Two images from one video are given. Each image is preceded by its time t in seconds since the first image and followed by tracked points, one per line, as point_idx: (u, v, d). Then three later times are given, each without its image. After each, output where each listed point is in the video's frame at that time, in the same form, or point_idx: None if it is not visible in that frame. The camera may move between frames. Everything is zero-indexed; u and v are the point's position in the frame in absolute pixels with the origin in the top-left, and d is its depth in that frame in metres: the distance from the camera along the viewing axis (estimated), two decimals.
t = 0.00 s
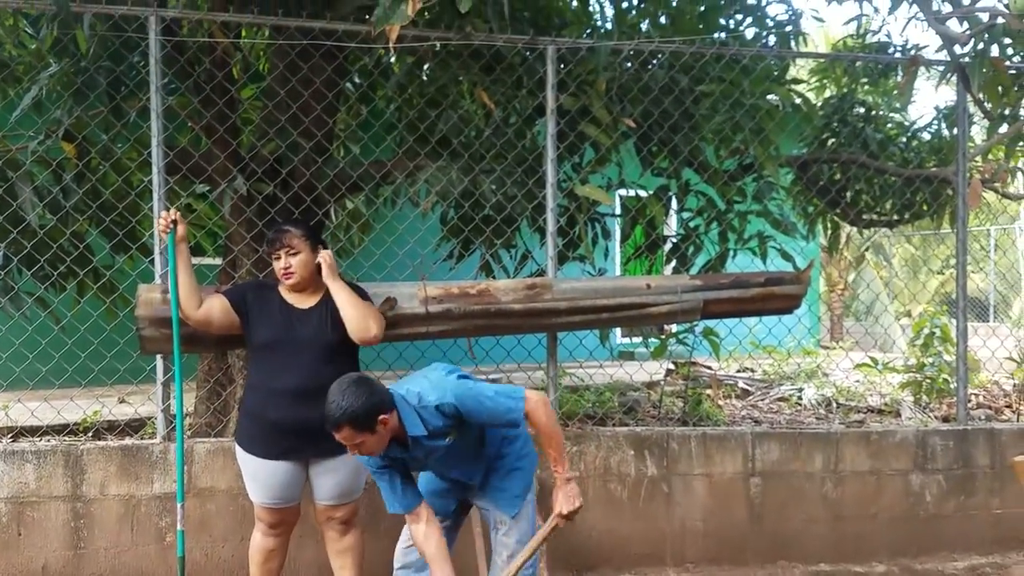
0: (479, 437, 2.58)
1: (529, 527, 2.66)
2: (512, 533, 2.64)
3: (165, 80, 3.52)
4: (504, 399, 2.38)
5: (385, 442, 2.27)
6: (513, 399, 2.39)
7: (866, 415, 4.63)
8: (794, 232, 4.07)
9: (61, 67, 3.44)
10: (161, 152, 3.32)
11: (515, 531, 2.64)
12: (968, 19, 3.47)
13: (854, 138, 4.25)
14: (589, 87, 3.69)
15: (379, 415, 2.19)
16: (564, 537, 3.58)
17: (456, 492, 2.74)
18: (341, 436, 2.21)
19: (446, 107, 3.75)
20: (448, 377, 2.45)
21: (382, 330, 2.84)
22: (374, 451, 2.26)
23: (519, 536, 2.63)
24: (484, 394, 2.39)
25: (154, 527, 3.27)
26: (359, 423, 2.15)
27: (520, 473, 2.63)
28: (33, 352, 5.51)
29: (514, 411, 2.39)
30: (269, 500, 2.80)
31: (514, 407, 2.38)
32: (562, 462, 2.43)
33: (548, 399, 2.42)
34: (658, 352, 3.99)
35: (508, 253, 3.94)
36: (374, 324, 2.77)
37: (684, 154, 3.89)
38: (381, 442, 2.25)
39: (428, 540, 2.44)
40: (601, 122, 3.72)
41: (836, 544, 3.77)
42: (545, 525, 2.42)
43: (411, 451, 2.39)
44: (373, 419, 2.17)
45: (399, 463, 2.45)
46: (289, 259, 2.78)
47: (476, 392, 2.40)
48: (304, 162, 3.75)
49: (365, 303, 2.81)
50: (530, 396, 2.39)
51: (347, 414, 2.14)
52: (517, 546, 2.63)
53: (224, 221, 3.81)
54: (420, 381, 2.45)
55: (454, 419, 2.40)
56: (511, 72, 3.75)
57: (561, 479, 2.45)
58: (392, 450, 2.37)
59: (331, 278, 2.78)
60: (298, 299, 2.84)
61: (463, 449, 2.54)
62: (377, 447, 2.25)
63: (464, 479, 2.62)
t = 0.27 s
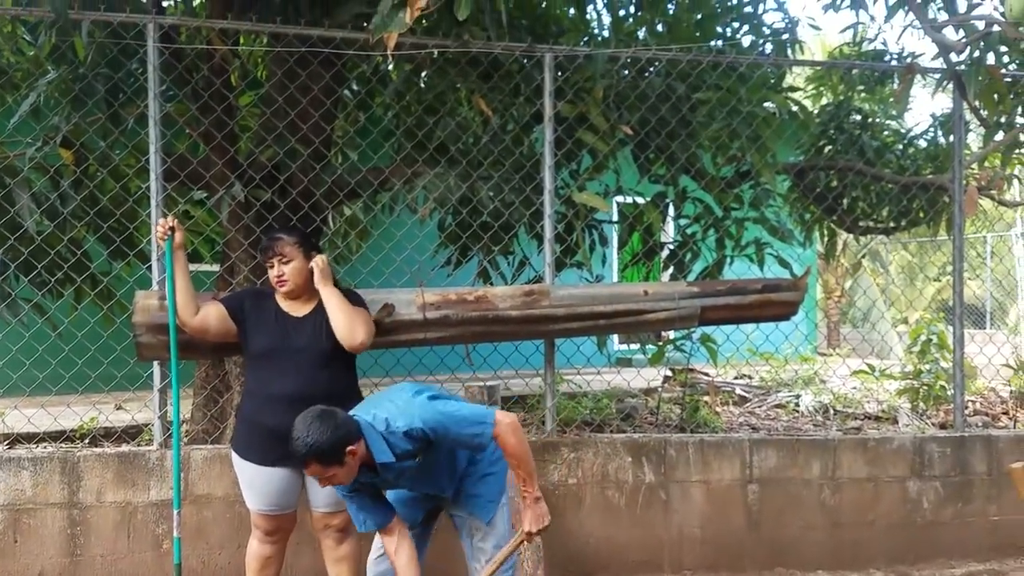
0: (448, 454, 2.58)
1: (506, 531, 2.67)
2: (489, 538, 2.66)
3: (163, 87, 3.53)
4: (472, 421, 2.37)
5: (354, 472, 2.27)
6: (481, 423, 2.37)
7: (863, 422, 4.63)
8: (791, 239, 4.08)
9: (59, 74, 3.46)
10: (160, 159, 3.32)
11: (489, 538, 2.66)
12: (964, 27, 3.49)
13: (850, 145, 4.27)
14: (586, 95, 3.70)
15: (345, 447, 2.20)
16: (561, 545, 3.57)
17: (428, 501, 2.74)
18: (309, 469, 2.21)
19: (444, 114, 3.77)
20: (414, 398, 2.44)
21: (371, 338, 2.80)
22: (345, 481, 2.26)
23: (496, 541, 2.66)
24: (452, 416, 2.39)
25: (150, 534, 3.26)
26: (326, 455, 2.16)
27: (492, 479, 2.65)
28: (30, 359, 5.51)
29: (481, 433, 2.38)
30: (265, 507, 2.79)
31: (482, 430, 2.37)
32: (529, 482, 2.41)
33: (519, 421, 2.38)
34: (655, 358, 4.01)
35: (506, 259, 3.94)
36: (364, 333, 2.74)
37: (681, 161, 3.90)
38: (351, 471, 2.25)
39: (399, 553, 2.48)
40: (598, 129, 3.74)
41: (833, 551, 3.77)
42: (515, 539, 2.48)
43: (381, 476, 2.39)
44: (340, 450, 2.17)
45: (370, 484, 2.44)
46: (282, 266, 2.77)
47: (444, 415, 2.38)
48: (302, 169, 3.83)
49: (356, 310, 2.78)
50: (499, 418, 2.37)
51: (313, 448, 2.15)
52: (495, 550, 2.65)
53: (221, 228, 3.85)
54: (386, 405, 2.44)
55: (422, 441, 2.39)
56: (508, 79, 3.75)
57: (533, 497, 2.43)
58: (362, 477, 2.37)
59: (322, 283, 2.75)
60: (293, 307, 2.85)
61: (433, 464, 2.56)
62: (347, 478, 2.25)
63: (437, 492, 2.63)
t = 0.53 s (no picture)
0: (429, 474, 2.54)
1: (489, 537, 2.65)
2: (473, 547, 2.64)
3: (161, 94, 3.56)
4: (454, 453, 2.34)
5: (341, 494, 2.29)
6: (464, 455, 2.34)
7: (861, 428, 4.63)
8: (788, 246, 4.09)
9: (56, 82, 3.47)
10: (157, 166, 3.32)
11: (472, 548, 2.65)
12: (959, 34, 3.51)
13: (847, 152, 4.29)
14: (583, 102, 3.70)
15: (332, 473, 2.21)
16: (559, 552, 3.57)
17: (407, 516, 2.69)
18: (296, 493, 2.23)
19: (441, 121, 3.79)
20: (398, 422, 2.38)
21: (363, 351, 2.75)
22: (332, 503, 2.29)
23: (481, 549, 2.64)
24: (435, 447, 2.34)
25: (147, 542, 3.25)
26: (313, 484, 2.17)
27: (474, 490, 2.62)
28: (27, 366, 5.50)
29: (463, 465, 2.35)
30: (262, 514, 2.79)
31: (463, 463, 2.35)
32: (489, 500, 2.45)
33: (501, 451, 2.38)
34: (652, 364, 3.99)
35: (504, 266, 3.96)
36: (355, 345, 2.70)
37: (677, 168, 3.91)
38: (338, 495, 2.27)
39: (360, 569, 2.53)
40: (595, 137, 3.74)
41: (831, 558, 3.77)
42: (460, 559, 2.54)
43: (363, 496, 2.41)
44: (327, 479, 2.18)
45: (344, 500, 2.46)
46: (274, 275, 2.77)
47: (427, 445, 2.34)
48: (299, 176, 3.80)
49: (348, 321, 2.74)
50: (483, 452, 2.35)
51: (300, 477, 2.16)
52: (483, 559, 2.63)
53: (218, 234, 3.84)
54: (371, 424, 2.40)
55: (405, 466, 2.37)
56: (505, 87, 3.77)
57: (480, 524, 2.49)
58: (345, 497, 2.39)
59: (316, 295, 2.74)
60: (288, 314, 2.83)
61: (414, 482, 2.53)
62: (334, 500, 2.27)
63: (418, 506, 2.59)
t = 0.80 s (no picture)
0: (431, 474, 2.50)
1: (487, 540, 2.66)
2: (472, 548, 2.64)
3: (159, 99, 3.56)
4: (460, 451, 2.36)
5: (348, 479, 2.20)
6: (468, 455, 2.37)
7: (859, 433, 4.63)
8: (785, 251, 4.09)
9: (53, 86, 3.47)
10: (155, 170, 3.32)
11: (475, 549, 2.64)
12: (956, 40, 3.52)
13: (844, 157, 4.29)
14: (580, 107, 3.70)
15: (345, 452, 2.14)
16: (557, 557, 3.56)
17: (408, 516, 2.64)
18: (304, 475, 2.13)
19: (439, 126, 3.77)
20: (409, 413, 2.38)
21: (357, 354, 2.74)
22: (340, 489, 2.19)
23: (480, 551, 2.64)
24: (445, 441, 2.35)
25: (144, 547, 3.25)
26: (326, 461, 2.09)
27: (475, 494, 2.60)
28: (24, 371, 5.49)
29: (467, 464, 2.37)
30: (259, 519, 2.77)
31: (467, 462, 2.37)
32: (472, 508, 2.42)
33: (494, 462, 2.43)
34: (650, 369, 4.00)
35: (501, 270, 3.95)
36: (348, 350, 2.70)
37: (675, 173, 3.91)
38: (347, 479, 2.18)
39: None
40: (593, 142, 3.74)
41: (829, 563, 3.76)
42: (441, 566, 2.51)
43: (366, 488, 2.32)
44: (340, 457, 2.11)
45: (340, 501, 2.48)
46: (268, 281, 2.75)
47: (438, 437, 2.34)
48: (297, 181, 3.79)
49: (342, 326, 2.73)
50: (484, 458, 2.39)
51: (314, 453, 2.08)
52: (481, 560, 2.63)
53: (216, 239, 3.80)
54: (380, 415, 2.38)
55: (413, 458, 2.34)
56: (503, 92, 3.77)
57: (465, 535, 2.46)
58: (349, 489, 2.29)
59: (310, 298, 2.72)
60: (285, 320, 2.82)
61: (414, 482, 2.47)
62: (343, 485, 2.18)
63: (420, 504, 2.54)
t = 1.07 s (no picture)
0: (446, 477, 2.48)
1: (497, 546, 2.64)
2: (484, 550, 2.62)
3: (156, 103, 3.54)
4: (479, 456, 2.37)
5: (367, 471, 2.16)
6: (486, 461, 2.38)
7: (857, 438, 4.63)
8: (783, 255, 4.10)
9: (51, 90, 3.47)
10: (153, 174, 3.32)
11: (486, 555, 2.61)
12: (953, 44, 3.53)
13: (842, 162, 4.31)
14: (578, 112, 3.71)
15: (367, 441, 2.11)
16: (556, 561, 3.55)
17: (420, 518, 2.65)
18: (324, 464, 2.08)
19: (438, 130, 3.79)
20: (432, 414, 2.39)
21: (353, 359, 2.74)
22: (359, 481, 2.15)
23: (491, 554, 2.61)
24: (465, 445, 2.36)
25: (141, 551, 3.24)
26: (351, 450, 2.06)
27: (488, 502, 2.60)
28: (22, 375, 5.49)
29: (483, 470, 2.38)
30: (256, 523, 2.76)
31: (485, 467, 2.37)
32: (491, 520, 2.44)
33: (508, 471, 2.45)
34: (649, 373, 4.01)
35: (500, 275, 3.96)
36: (344, 355, 2.69)
37: (674, 177, 3.92)
38: (367, 471, 2.15)
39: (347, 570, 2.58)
40: (591, 146, 3.74)
41: (828, 567, 3.76)
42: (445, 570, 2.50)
43: (382, 484, 2.29)
44: (365, 447, 2.08)
45: (356, 495, 2.47)
46: (266, 286, 2.74)
47: (459, 440, 2.35)
48: (295, 186, 3.78)
49: (338, 330, 2.73)
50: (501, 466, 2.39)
51: (339, 440, 2.04)
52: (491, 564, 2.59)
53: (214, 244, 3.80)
54: (404, 415, 2.39)
55: (432, 458, 2.33)
56: (502, 96, 3.75)
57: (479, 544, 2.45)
58: (365, 484, 2.26)
59: (306, 304, 2.72)
60: (282, 325, 2.80)
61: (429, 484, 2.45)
62: (363, 477, 2.14)
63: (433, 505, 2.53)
